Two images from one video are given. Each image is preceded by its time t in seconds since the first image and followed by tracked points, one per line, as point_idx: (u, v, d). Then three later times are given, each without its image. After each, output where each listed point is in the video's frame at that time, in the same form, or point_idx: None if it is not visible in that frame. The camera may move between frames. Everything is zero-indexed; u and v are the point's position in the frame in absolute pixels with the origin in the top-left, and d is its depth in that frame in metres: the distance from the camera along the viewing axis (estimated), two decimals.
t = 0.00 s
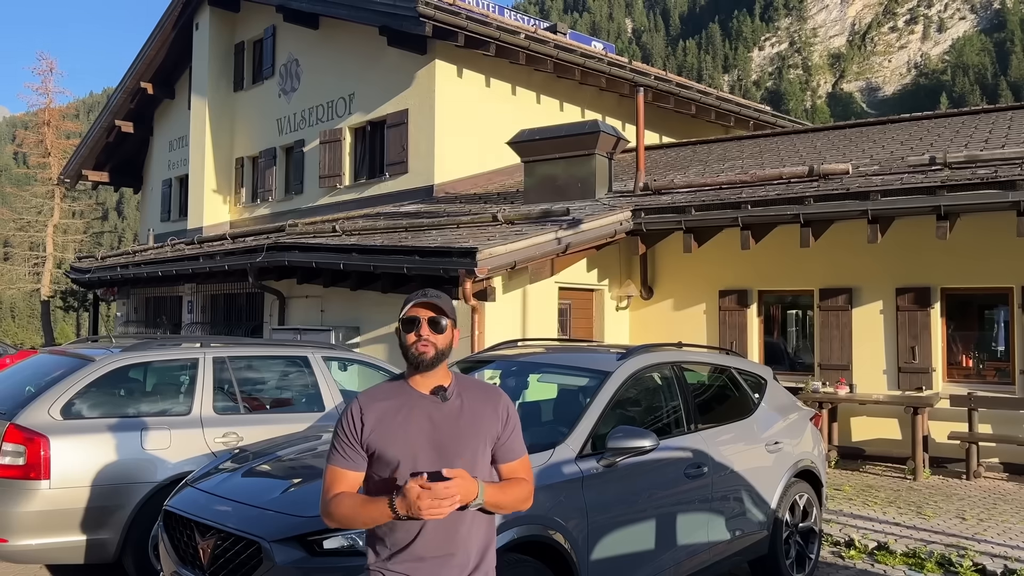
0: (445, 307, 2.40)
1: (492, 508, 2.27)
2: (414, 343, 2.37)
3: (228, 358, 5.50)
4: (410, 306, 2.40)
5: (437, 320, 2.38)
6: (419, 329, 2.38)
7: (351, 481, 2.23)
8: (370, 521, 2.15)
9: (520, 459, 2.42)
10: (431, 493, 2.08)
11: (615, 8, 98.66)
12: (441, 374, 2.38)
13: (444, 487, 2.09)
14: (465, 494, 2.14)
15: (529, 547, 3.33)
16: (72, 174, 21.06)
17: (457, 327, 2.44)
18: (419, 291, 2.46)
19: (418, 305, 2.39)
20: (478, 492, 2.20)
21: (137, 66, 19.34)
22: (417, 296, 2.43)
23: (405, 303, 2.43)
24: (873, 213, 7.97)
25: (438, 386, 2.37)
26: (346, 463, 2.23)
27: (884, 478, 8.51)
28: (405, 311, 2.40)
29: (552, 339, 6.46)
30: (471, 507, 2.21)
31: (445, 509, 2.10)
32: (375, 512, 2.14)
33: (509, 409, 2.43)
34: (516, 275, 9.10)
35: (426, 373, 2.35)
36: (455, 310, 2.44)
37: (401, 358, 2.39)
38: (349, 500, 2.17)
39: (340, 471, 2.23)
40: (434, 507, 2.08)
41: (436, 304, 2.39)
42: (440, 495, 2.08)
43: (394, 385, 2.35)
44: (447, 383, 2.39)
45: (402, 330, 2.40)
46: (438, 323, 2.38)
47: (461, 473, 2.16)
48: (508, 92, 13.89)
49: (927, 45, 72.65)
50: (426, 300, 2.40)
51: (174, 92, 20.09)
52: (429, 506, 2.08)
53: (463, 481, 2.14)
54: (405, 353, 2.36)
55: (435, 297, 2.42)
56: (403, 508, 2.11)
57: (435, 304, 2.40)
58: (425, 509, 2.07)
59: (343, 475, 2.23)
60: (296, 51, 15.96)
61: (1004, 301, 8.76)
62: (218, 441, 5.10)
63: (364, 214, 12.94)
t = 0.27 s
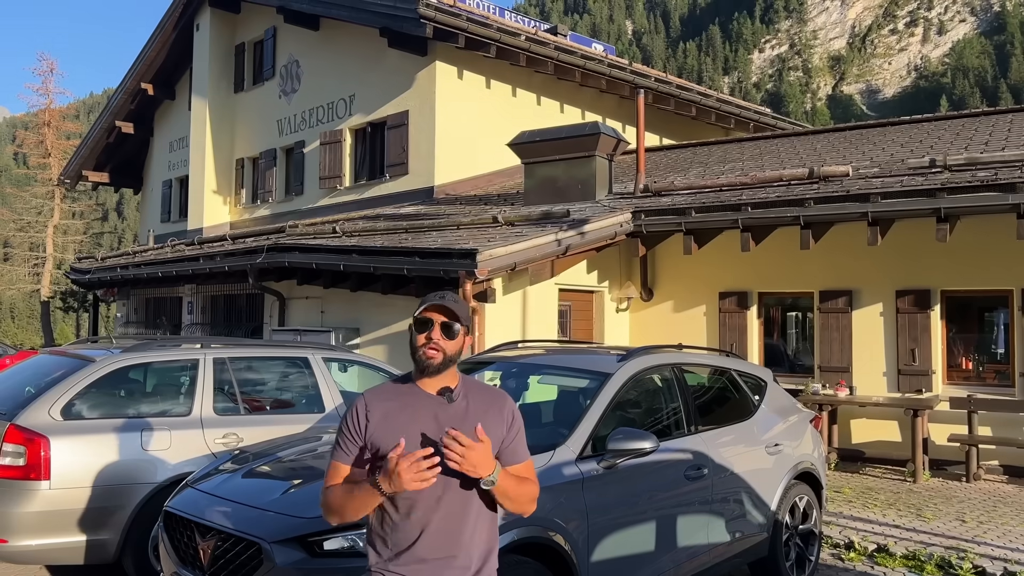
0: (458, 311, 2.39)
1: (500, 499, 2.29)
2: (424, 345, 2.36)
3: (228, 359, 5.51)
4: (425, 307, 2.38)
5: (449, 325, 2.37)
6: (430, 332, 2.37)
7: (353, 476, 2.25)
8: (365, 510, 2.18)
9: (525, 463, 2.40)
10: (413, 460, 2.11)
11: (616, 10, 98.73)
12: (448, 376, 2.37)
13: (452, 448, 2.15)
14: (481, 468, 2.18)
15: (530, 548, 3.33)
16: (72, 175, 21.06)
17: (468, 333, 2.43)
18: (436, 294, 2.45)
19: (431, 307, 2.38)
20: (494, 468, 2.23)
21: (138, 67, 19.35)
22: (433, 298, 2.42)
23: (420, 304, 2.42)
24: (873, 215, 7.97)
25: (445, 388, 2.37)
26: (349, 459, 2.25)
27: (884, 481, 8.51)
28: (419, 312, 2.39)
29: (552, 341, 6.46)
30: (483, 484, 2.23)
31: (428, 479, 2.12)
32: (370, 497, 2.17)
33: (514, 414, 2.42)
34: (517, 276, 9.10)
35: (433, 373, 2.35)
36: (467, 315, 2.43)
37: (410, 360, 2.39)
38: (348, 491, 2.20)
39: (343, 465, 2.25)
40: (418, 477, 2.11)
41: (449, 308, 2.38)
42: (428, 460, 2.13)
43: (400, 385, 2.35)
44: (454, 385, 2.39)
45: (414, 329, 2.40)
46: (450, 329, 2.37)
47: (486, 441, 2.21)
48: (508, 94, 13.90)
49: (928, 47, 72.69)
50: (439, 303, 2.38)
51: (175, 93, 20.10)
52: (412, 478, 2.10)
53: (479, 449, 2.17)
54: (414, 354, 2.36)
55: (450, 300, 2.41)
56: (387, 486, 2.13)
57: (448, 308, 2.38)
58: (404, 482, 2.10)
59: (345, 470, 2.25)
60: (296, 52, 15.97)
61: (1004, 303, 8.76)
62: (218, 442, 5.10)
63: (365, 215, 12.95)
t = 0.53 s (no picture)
0: (466, 323, 2.37)
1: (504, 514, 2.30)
2: (429, 355, 2.34)
3: (228, 360, 5.51)
4: (431, 319, 2.35)
5: (456, 335, 2.36)
6: (437, 342, 2.35)
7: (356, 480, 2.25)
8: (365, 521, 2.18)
9: (527, 468, 2.40)
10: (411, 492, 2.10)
11: (616, 11, 98.81)
12: (455, 381, 2.37)
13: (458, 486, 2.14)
14: (487, 500, 2.19)
15: (529, 549, 3.33)
16: (72, 175, 21.06)
17: (476, 342, 2.42)
18: (443, 301, 2.42)
19: (439, 320, 2.35)
20: (500, 500, 2.26)
21: (138, 67, 19.36)
22: (440, 305, 2.40)
23: (427, 311, 2.39)
24: (872, 217, 7.98)
25: (451, 392, 2.37)
26: (352, 461, 2.26)
27: (883, 482, 8.51)
28: (426, 320, 2.36)
29: (552, 342, 6.47)
30: (488, 513, 2.29)
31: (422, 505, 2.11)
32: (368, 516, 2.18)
33: (518, 418, 2.43)
34: (517, 277, 9.11)
35: (438, 380, 2.35)
36: (475, 323, 2.42)
37: (415, 367, 2.38)
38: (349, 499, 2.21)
39: (345, 468, 2.25)
40: (413, 504, 2.10)
41: (456, 320, 2.36)
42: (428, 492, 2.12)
43: (405, 389, 2.36)
44: (459, 390, 2.39)
45: (418, 337, 2.38)
46: (457, 339, 2.36)
47: (493, 475, 2.24)
48: (508, 95, 13.91)
49: (928, 49, 72.72)
50: (447, 314, 2.36)
51: (175, 94, 20.12)
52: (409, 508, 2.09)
53: (486, 484, 2.19)
54: (419, 362, 2.35)
55: (458, 310, 2.39)
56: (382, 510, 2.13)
57: (455, 320, 2.36)
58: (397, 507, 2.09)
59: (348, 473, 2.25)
60: (297, 53, 15.98)
61: (1004, 305, 8.77)
62: (218, 442, 5.10)
63: (364, 216, 12.96)
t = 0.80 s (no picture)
0: (468, 321, 2.36)
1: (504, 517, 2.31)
2: (431, 354, 2.33)
3: (228, 360, 5.50)
4: (432, 318, 2.34)
5: (457, 334, 2.35)
6: (438, 341, 2.34)
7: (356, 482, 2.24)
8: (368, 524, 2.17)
9: (526, 471, 2.41)
10: (426, 502, 2.09)
11: (616, 12, 98.84)
12: (455, 382, 2.36)
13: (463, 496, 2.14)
14: (487, 507, 2.20)
15: (528, 549, 3.33)
16: (72, 175, 21.07)
17: (476, 341, 2.41)
18: (443, 299, 2.40)
19: (440, 319, 2.34)
20: (500, 505, 2.26)
21: (138, 68, 19.36)
22: (441, 304, 2.38)
23: (427, 310, 2.37)
24: (872, 218, 7.97)
25: (451, 393, 2.36)
26: (351, 463, 2.25)
27: (883, 483, 8.50)
28: (427, 319, 2.35)
29: (552, 343, 6.47)
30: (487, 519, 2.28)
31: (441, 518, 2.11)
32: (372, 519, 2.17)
33: (518, 419, 2.44)
34: (517, 278, 9.11)
35: (439, 380, 2.34)
36: (476, 322, 2.41)
37: (416, 366, 2.36)
38: (351, 502, 2.19)
39: (345, 470, 2.24)
40: (430, 519, 2.09)
41: (458, 319, 2.34)
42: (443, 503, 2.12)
43: (404, 389, 2.35)
44: (459, 390, 2.38)
45: (419, 336, 2.36)
46: (459, 338, 2.35)
47: (490, 482, 2.23)
48: (509, 95, 13.92)
49: (927, 50, 72.76)
50: (449, 313, 2.35)
51: (175, 94, 20.12)
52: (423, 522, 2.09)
53: (486, 493, 2.19)
54: (421, 362, 2.34)
55: (459, 308, 2.38)
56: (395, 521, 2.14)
57: (457, 318, 2.35)
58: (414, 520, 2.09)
59: (346, 475, 2.24)
60: (297, 53, 15.99)
61: (1004, 306, 8.77)
62: (218, 443, 5.10)
63: (364, 216, 12.96)
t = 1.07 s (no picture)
0: (446, 318, 2.36)
1: (494, 506, 2.30)
2: (408, 346, 2.37)
3: (228, 360, 5.50)
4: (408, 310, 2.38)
5: (431, 329, 2.36)
6: (413, 336, 2.37)
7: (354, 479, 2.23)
8: (373, 511, 2.17)
9: (524, 470, 2.42)
10: (432, 463, 2.11)
11: (617, 12, 98.86)
12: (449, 381, 2.37)
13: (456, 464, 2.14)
14: (471, 478, 2.18)
15: (527, 550, 3.33)
16: (72, 175, 21.08)
17: (458, 335, 2.40)
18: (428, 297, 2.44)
19: (418, 313, 2.36)
20: (487, 478, 2.25)
21: (139, 68, 19.37)
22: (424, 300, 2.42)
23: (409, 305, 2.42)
24: (873, 219, 7.97)
25: (446, 393, 2.37)
26: (349, 460, 2.24)
27: (883, 484, 8.50)
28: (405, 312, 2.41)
29: (552, 343, 6.47)
30: (475, 493, 2.25)
31: (447, 486, 2.13)
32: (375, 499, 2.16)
33: (515, 420, 2.44)
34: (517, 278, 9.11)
35: (434, 378, 2.35)
36: (463, 319, 2.42)
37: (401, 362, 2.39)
38: (353, 496, 2.18)
39: (343, 467, 2.23)
40: (436, 486, 2.11)
41: (434, 313, 2.35)
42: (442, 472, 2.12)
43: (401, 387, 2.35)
44: (455, 390, 2.39)
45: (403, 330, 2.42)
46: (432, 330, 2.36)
47: (476, 449, 2.21)
48: (509, 96, 13.92)
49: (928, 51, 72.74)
50: (425, 307, 2.36)
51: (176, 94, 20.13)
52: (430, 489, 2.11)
53: (470, 460, 2.17)
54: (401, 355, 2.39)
55: (435, 302, 2.39)
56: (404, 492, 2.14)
57: (431, 312, 2.36)
58: (424, 484, 2.10)
59: (344, 473, 2.24)
60: (297, 54, 16.00)
61: (1005, 307, 8.76)
62: (218, 443, 5.10)
63: (365, 216, 12.96)
